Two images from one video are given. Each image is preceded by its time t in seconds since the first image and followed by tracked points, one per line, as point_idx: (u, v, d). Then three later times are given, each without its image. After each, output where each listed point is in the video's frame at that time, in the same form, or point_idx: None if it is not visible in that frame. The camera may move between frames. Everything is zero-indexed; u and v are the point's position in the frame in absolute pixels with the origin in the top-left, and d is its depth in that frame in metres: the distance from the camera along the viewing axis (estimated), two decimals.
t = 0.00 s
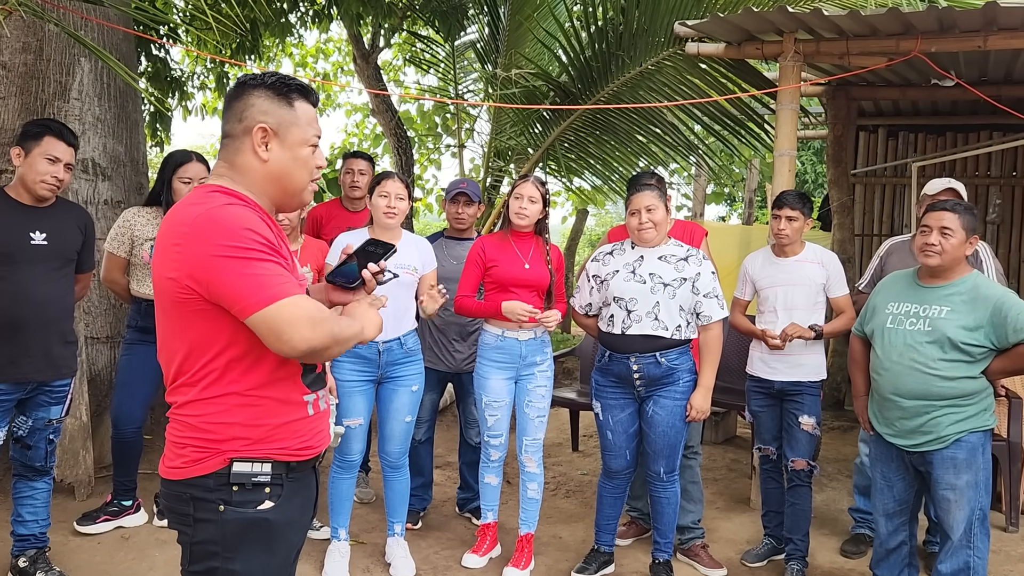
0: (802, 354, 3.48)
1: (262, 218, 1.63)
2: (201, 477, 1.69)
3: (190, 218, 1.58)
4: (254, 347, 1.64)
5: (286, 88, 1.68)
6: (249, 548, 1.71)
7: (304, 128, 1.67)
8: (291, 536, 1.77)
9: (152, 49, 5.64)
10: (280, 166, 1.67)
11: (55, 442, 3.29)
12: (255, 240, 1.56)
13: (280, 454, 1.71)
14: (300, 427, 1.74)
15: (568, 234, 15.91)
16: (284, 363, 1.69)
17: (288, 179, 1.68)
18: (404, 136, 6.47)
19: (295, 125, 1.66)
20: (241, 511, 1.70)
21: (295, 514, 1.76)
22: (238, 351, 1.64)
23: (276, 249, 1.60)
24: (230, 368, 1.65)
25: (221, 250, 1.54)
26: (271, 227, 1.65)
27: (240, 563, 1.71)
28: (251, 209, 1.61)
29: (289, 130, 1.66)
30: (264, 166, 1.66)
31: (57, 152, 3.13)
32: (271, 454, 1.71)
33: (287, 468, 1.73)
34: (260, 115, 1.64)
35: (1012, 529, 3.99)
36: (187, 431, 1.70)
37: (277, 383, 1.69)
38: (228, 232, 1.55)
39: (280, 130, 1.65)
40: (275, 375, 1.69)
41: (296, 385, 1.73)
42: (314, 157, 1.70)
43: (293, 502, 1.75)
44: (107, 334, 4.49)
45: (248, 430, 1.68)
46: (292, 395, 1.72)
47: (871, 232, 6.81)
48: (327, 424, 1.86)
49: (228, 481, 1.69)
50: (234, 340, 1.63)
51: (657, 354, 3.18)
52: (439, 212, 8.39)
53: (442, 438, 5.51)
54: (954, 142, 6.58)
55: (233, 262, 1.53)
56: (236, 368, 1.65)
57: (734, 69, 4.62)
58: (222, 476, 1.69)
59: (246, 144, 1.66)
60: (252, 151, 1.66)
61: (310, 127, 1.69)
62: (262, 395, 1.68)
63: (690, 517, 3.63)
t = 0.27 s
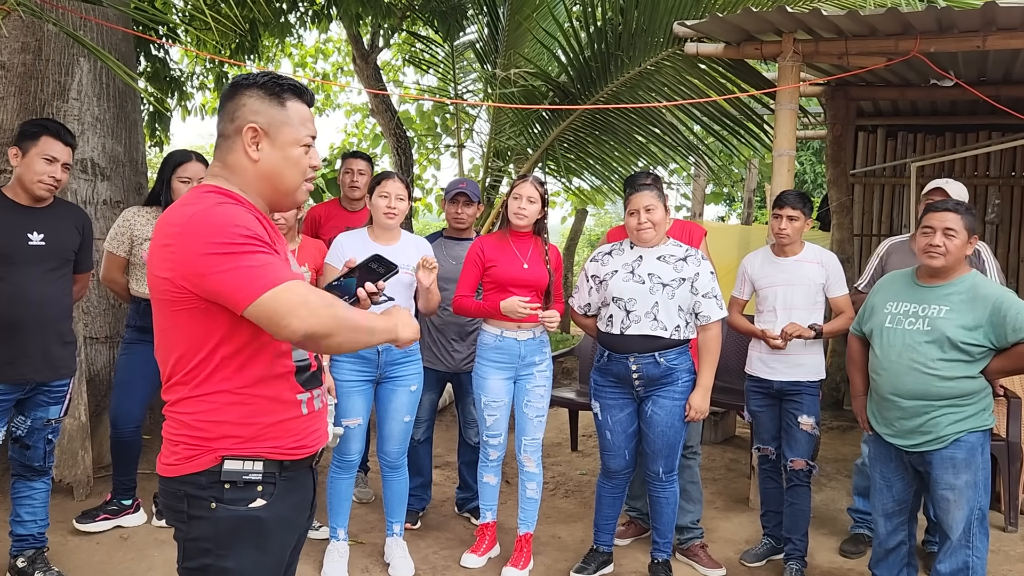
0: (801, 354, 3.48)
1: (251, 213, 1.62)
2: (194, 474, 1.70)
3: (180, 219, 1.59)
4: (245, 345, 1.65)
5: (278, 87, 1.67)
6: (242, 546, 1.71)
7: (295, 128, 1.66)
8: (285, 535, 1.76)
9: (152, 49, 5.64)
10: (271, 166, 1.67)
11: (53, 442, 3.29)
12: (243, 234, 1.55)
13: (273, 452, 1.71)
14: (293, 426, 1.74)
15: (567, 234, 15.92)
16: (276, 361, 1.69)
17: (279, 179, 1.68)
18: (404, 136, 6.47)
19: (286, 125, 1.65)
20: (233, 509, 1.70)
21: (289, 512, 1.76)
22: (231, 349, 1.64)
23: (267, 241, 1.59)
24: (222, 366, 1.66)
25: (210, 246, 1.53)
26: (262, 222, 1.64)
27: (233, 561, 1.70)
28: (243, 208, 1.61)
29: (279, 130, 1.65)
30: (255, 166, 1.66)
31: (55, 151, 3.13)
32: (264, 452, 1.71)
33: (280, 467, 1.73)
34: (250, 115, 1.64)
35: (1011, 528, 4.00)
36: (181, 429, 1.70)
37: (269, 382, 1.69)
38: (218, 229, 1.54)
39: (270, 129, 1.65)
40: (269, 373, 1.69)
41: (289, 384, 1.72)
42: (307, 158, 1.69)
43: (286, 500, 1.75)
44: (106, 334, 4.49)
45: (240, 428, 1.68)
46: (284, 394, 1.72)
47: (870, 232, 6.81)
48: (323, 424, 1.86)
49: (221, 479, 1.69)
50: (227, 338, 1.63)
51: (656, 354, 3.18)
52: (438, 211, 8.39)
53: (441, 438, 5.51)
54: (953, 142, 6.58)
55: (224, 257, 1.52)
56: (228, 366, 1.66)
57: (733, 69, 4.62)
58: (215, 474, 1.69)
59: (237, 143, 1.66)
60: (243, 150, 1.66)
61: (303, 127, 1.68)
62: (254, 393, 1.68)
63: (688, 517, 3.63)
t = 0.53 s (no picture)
0: (799, 353, 3.48)
1: (251, 206, 1.62)
2: (190, 471, 1.70)
3: (180, 217, 1.59)
4: (245, 340, 1.65)
5: (275, 88, 1.67)
6: (238, 543, 1.71)
7: (291, 129, 1.66)
8: (281, 533, 1.76)
9: (149, 49, 5.64)
10: (267, 166, 1.66)
11: (51, 442, 3.28)
12: (245, 227, 1.54)
13: (270, 449, 1.71)
14: (291, 422, 1.74)
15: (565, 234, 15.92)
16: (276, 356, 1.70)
17: (275, 180, 1.68)
18: (402, 136, 6.47)
19: (282, 126, 1.65)
20: (229, 506, 1.70)
21: (285, 510, 1.76)
22: (229, 345, 1.64)
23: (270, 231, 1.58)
24: (221, 362, 1.65)
25: (214, 241, 1.53)
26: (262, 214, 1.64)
27: (229, 559, 1.70)
28: (242, 202, 1.61)
29: (275, 131, 1.65)
30: (251, 166, 1.66)
31: (51, 151, 3.12)
32: (260, 449, 1.70)
33: (276, 464, 1.73)
34: (246, 115, 1.64)
35: (1009, 528, 4.00)
36: (178, 426, 1.70)
37: (268, 378, 1.69)
38: (220, 225, 1.54)
39: (266, 130, 1.64)
40: (267, 369, 1.69)
41: (287, 380, 1.72)
42: (303, 159, 1.69)
43: (282, 498, 1.75)
44: (103, 334, 4.49)
45: (238, 424, 1.68)
46: (282, 391, 1.72)
47: (868, 231, 6.82)
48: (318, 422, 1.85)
49: (218, 477, 1.69)
50: (228, 334, 1.63)
51: (654, 354, 3.18)
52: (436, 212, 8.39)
53: (439, 438, 5.51)
54: (951, 142, 6.59)
55: (228, 251, 1.52)
56: (227, 362, 1.66)
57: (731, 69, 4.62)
58: (212, 471, 1.69)
59: (234, 144, 1.66)
60: (239, 150, 1.66)
61: (300, 128, 1.67)
62: (253, 389, 1.68)
63: (686, 517, 3.63)
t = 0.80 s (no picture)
0: (794, 353, 3.49)
1: (247, 208, 1.62)
2: (183, 470, 1.69)
3: (177, 218, 1.59)
4: (240, 339, 1.64)
5: (264, 87, 1.67)
6: (230, 542, 1.71)
7: (281, 127, 1.66)
8: (273, 532, 1.76)
9: (146, 49, 5.63)
10: (256, 165, 1.66)
11: (46, 442, 3.28)
12: (242, 228, 1.54)
13: (263, 448, 1.71)
14: (284, 421, 1.74)
15: (562, 235, 15.93)
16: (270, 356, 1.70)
17: (264, 178, 1.67)
18: (398, 136, 6.46)
19: (272, 124, 1.65)
20: (222, 505, 1.70)
21: (277, 509, 1.76)
22: (224, 345, 1.64)
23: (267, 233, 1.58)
24: (216, 360, 1.65)
25: (210, 243, 1.53)
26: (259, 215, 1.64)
27: (221, 557, 1.70)
28: (239, 204, 1.60)
29: (265, 129, 1.65)
30: (241, 165, 1.66)
31: (44, 150, 3.12)
32: (253, 448, 1.70)
33: (269, 463, 1.73)
34: (235, 115, 1.64)
35: (1003, 527, 4.01)
36: (171, 425, 1.70)
37: (261, 376, 1.69)
38: (217, 227, 1.54)
39: (255, 129, 1.64)
40: (261, 368, 1.69)
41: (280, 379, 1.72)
42: (294, 158, 1.69)
43: (274, 497, 1.75)
44: (99, 334, 4.48)
45: (231, 423, 1.68)
46: (275, 390, 1.72)
47: (864, 231, 6.83)
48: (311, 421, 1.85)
49: (210, 476, 1.69)
50: (223, 334, 1.63)
51: (649, 354, 3.19)
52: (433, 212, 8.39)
53: (435, 438, 5.51)
54: (946, 142, 6.61)
55: (225, 253, 1.52)
56: (221, 362, 1.66)
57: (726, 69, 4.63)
58: (205, 470, 1.69)
59: (223, 143, 1.66)
60: (229, 149, 1.66)
61: (289, 127, 1.67)
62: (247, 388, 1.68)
63: (682, 516, 3.64)
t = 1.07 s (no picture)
0: (788, 352, 3.50)
1: (242, 216, 1.61)
2: (177, 469, 1.69)
3: (172, 220, 1.58)
4: (232, 342, 1.64)
5: (260, 82, 1.68)
6: (223, 541, 1.71)
7: (284, 121, 1.69)
8: (267, 530, 1.76)
9: (140, 48, 5.61)
10: (267, 161, 1.68)
11: (40, 441, 3.27)
12: (235, 240, 1.54)
13: (255, 448, 1.71)
14: (277, 422, 1.74)
15: (557, 233, 15.93)
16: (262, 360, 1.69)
17: (275, 173, 1.69)
18: (393, 135, 6.46)
19: (277, 118, 1.67)
20: (215, 504, 1.70)
21: (271, 508, 1.76)
22: (217, 348, 1.64)
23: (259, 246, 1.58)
24: (208, 363, 1.65)
25: (201, 251, 1.53)
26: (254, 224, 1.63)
27: (215, 556, 1.70)
28: (234, 210, 1.60)
29: (272, 124, 1.67)
30: (253, 163, 1.66)
31: (37, 149, 3.11)
32: (245, 448, 1.70)
33: (262, 463, 1.72)
34: (242, 113, 1.64)
35: (997, 525, 4.03)
36: (164, 424, 1.70)
37: (254, 379, 1.69)
38: (210, 233, 1.53)
39: (264, 125, 1.66)
40: (253, 371, 1.69)
41: (274, 381, 1.72)
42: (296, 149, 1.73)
43: (267, 496, 1.75)
44: (93, 333, 4.47)
45: (224, 424, 1.68)
46: (268, 391, 1.72)
47: (858, 230, 6.85)
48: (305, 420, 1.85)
49: (204, 475, 1.69)
50: (216, 337, 1.63)
51: (644, 353, 3.19)
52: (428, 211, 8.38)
53: (430, 437, 5.51)
54: (940, 142, 6.63)
55: (214, 262, 1.52)
56: (214, 363, 1.65)
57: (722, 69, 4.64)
58: (198, 469, 1.69)
59: (231, 143, 1.65)
60: (238, 148, 1.65)
61: (289, 119, 1.71)
62: (239, 390, 1.68)
63: (677, 515, 3.65)
